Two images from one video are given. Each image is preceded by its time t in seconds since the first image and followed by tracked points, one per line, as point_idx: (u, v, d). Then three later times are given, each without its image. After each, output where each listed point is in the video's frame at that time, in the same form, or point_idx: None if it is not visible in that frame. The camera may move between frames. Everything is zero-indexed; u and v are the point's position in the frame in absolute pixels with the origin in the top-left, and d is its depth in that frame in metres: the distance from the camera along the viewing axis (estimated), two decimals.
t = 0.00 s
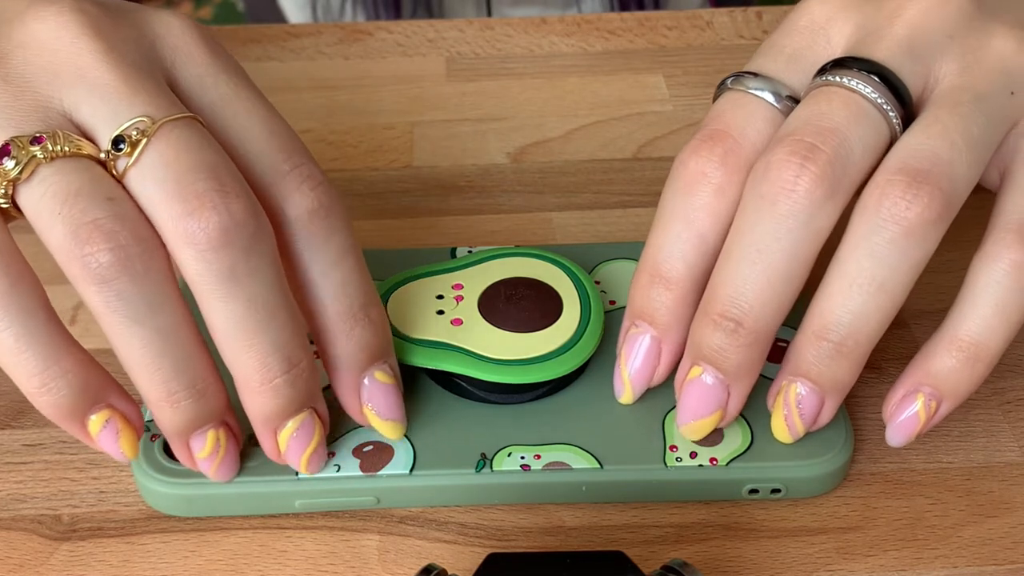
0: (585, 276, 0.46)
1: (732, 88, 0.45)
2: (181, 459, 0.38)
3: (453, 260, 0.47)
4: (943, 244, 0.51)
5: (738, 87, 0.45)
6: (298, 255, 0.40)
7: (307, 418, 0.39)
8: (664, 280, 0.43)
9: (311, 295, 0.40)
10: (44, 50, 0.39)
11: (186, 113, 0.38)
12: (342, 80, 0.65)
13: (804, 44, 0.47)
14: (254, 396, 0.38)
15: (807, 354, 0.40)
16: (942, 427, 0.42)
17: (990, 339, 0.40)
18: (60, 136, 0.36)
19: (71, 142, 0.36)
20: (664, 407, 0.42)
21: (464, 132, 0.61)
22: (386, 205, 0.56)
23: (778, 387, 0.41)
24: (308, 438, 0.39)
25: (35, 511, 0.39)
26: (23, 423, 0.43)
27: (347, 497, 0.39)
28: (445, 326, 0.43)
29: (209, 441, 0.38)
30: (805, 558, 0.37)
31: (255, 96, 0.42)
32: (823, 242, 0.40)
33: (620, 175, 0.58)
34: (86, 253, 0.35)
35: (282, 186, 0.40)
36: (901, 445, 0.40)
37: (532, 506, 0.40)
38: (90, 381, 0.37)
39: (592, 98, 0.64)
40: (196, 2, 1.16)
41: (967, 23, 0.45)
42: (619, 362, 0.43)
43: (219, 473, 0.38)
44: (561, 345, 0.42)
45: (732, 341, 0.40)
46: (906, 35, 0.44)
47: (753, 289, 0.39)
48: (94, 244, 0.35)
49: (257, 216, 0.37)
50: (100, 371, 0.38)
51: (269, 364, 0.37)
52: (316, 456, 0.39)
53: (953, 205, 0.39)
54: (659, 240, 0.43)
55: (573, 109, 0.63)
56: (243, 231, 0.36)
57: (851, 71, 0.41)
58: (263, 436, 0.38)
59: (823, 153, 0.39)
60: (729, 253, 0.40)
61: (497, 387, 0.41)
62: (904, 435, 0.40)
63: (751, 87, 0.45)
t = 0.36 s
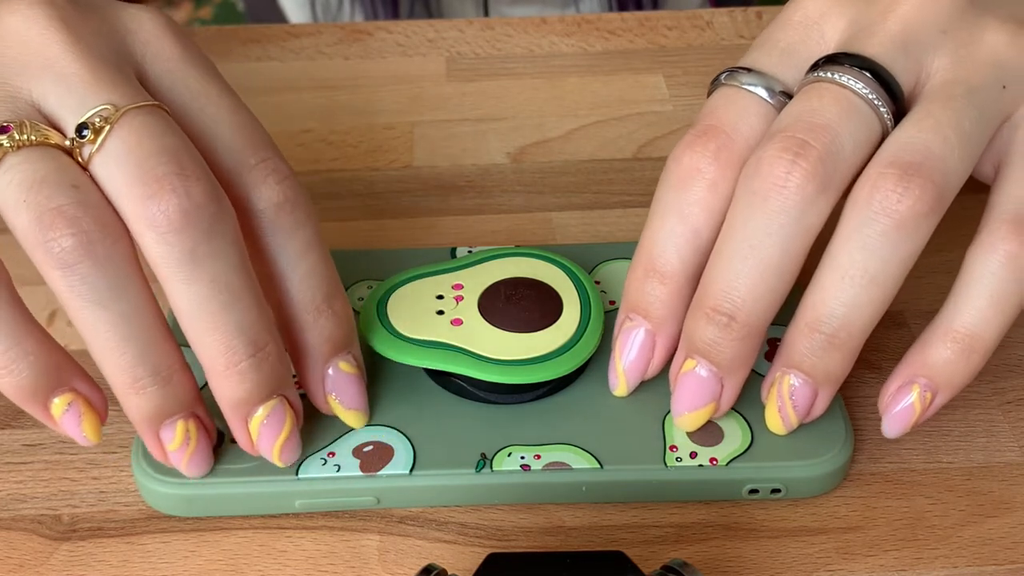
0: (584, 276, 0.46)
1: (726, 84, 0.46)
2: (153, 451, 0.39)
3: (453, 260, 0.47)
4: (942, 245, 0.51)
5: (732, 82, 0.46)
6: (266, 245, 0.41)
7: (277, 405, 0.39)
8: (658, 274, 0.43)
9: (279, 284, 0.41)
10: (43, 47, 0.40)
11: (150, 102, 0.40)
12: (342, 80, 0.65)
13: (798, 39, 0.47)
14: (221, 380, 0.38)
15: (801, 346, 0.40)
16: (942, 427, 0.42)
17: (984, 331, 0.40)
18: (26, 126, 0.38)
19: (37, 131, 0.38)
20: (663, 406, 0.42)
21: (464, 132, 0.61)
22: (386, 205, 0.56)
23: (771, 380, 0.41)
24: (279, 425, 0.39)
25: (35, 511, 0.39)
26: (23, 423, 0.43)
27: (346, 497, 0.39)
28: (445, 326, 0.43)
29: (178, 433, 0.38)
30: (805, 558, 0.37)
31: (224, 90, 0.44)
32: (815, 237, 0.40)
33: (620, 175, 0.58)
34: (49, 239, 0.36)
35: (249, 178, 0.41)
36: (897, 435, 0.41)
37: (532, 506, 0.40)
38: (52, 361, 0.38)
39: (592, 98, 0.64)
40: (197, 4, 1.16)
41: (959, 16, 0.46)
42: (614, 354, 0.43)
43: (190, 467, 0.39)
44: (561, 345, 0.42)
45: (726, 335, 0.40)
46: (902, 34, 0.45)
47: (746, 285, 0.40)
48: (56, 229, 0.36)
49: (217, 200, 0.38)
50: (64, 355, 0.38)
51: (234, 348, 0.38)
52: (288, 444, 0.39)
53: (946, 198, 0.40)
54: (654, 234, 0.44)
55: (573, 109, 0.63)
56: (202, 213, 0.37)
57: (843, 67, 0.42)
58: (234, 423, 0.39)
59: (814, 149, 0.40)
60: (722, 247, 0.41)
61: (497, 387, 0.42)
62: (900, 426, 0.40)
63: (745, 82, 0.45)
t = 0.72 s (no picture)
0: (584, 277, 0.46)
1: (733, 71, 0.47)
2: (147, 431, 0.39)
3: (453, 261, 0.47)
4: (942, 245, 0.51)
5: (739, 70, 0.47)
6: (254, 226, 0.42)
7: (269, 386, 0.40)
8: (669, 261, 0.44)
9: (267, 267, 0.42)
10: (43, 36, 0.41)
11: (145, 90, 0.41)
12: (342, 80, 0.65)
13: (803, 25, 0.48)
14: (214, 360, 0.39)
15: (812, 330, 0.41)
16: (942, 427, 0.42)
17: (987, 312, 0.41)
18: (22, 110, 0.39)
19: (33, 116, 0.39)
20: (663, 406, 0.42)
21: (464, 132, 0.61)
22: (386, 205, 0.56)
23: (781, 362, 0.41)
24: (271, 406, 0.40)
25: (35, 511, 0.39)
26: (23, 423, 0.43)
27: (347, 497, 0.39)
28: (445, 326, 0.43)
29: (172, 412, 0.39)
30: (805, 558, 0.37)
31: (214, 76, 0.44)
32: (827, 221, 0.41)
33: (620, 175, 0.58)
34: (45, 220, 0.37)
35: (238, 162, 0.42)
36: (900, 417, 0.41)
37: (532, 506, 0.40)
38: (42, 340, 0.39)
39: (592, 98, 0.64)
40: (197, 3, 1.16)
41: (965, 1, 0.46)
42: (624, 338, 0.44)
43: (184, 445, 0.39)
44: (561, 346, 0.42)
45: (737, 318, 0.41)
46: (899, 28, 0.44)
47: (758, 269, 0.41)
48: (52, 211, 0.37)
49: (212, 186, 0.39)
50: (55, 334, 0.40)
51: (227, 328, 0.39)
52: (279, 425, 0.40)
53: (958, 179, 0.40)
54: (664, 222, 0.45)
55: (574, 109, 0.63)
56: (198, 199, 0.38)
57: (852, 50, 0.43)
58: (226, 401, 0.40)
59: (827, 132, 0.41)
60: (735, 231, 0.41)
61: (497, 387, 0.42)
62: (904, 407, 0.41)
63: (752, 69, 0.46)
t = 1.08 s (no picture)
0: (585, 277, 0.46)
1: (736, 54, 0.47)
2: (160, 394, 0.41)
3: (454, 260, 0.47)
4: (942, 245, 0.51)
5: (742, 53, 0.47)
6: (260, 194, 0.44)
7: (275, 348, 0.41)
8: (668, 240, 0.44)
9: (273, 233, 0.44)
10: (52, 10, 0.42)
11: (153, 60, 0.41)
12: (342, 80, 0.65)
13: (805, 10, 0.49)
14: (223, 323, 0.41)
15: (813, 316, 0.41)
16: (942, 427, 0.42)
17: (984, 296, 0.41)
18: (34, 82, 0.40)
19: (45, 87, 0.40)
20: (663, 406, 0.42)
21: (464, 132, 0.61)
22: (386, 206, 0.56)
23: (781, 348, 0.42)
24: (277, 368, 0.41)
25: (35, 511, 0.39)
26: (23, 423, 0.43)
27: (347, 497, 0.39)
28: (445, 326, 0.43)
29: (184, 374, 0.41)
30: (805, 558, 0.37)
31: (218, 49, 0.46)
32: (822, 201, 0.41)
33: (620, 175, 0.58)
34: (59, 187, 0.38)
35: (243, 131, 0.44)
36: (897, 399, 0.42)
37: (531, 506, 0.40)
38: (59, 305, 0.40)
39: (592, 98, 0.64)
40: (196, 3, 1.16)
41: None
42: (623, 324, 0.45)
43: (196, 408, 0.41)
44: (561, 345, 0.42)
45: (732, 298, 0.41)
46: (892, 24, 0.44)
47: (753, 252, 0.41)
48: (65, 178, 0.38)
49: (219, 153, 0.40)
50: (70, 299, 0.41)
51: (235, 291, 0.40)
52: (285, 386, 0.42)
53: (957, 168, 0.40)
54: (664, 202, 0.45)
55: (574, 109, 0.63)
56: (205, 165, 0.39)
57: (851, 38, 0.43)
58: (234, 363, 0.41)
59: (818, 116, 0.41)
60: (730, 214, 0.41)
61: (497, 387, 0.41)
62: (900, 390, 0.42)
63: (754, 53, 0.47)
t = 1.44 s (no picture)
0: (585, 277, 0.46)
1: (725, 43, 0.48)
2: (158, 371, 0.42)
3: (454, 260, 0.48)
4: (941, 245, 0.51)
5: (731, 41, 0.48)
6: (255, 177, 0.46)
7: (271, 326, 0.42)
8: (662, 229, 0.46)
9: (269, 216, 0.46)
10: None
11: (150, 42, 0.43)
12: (341, 80, 0.65)
13: None
14: (220, 302, 0.42)
15: (797, 297, 0.42)
16: (942, 427, 0.42)
17: (972, 274, 0.42)
18: (33, 63, 0.41)
19: (44, 68, 0.41)
20: (663, 406, 0.42)
21: (465, 132, 0.61)
22: (386, 206, 0.56)
23: (769, 329, 0.43)
24: (272, 345, 0.42)
25: (35, 511, 0.39)
26: (23, 422, 0.43)
27: (347, 497, 0.39)
28: (445, 326, 0.43)
29: (181, 351, 0.42)
30: (805, 558, 0.37)
31: (215, 35, 0.48)
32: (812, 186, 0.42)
33: (620, 175, 0.58)
34: (57, 163, 0.39)
35: (238, 116, 0.46)
36: (886, 376, 0.43)
37: (532, 506, 0.40)
38: (56, 282, 0.41)
39: (592, 98, 0.64)
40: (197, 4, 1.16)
41: None
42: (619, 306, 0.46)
43: (195, 387, 0.42)
44: (561, 345, 0.42)
45: (724, 283, 0.42)
46: (880, 12, 0.45)
47: (745, 238, 0.42)
48: (63, 154, 0.39)
49: (214, 132, 0.41)
50: (68, 277, 0.42)
51: (230, 269, 0.41)
52: (282, 363, 0.42)
53: (936, 155, 0.41)
54: (659, 190, 0.46)
55: (574, 109, 0.63)
56: (202, 143, 0.41)
57: (839, 24, 0.44)
58: (231, 343, 0.42)
59: (808, 104, 0.42)
60: (722, 200, 0.42)
61: (497, 387, 0.41)
62: (888, 368, 0.43)
63: (744, 41, 0.48)
